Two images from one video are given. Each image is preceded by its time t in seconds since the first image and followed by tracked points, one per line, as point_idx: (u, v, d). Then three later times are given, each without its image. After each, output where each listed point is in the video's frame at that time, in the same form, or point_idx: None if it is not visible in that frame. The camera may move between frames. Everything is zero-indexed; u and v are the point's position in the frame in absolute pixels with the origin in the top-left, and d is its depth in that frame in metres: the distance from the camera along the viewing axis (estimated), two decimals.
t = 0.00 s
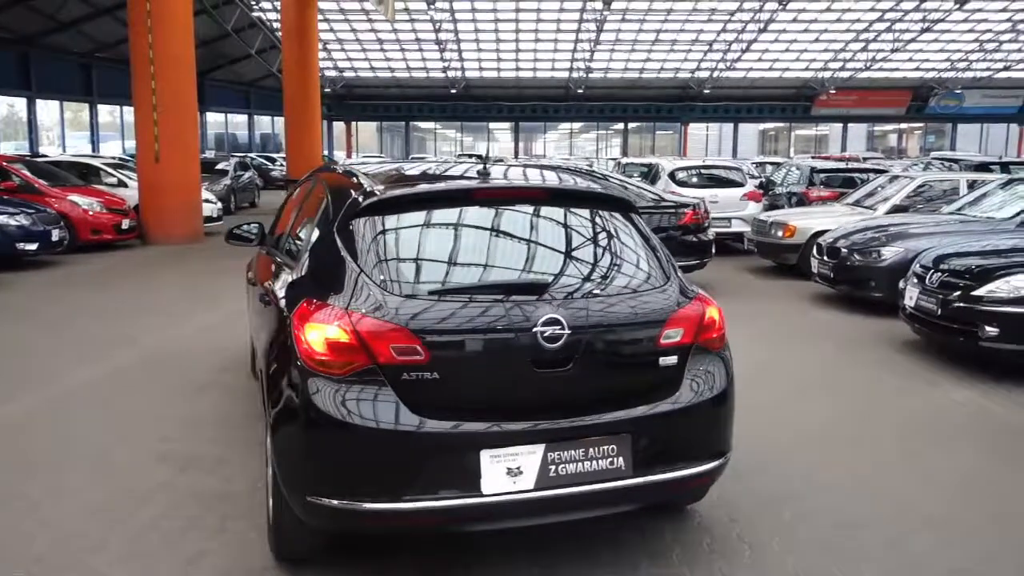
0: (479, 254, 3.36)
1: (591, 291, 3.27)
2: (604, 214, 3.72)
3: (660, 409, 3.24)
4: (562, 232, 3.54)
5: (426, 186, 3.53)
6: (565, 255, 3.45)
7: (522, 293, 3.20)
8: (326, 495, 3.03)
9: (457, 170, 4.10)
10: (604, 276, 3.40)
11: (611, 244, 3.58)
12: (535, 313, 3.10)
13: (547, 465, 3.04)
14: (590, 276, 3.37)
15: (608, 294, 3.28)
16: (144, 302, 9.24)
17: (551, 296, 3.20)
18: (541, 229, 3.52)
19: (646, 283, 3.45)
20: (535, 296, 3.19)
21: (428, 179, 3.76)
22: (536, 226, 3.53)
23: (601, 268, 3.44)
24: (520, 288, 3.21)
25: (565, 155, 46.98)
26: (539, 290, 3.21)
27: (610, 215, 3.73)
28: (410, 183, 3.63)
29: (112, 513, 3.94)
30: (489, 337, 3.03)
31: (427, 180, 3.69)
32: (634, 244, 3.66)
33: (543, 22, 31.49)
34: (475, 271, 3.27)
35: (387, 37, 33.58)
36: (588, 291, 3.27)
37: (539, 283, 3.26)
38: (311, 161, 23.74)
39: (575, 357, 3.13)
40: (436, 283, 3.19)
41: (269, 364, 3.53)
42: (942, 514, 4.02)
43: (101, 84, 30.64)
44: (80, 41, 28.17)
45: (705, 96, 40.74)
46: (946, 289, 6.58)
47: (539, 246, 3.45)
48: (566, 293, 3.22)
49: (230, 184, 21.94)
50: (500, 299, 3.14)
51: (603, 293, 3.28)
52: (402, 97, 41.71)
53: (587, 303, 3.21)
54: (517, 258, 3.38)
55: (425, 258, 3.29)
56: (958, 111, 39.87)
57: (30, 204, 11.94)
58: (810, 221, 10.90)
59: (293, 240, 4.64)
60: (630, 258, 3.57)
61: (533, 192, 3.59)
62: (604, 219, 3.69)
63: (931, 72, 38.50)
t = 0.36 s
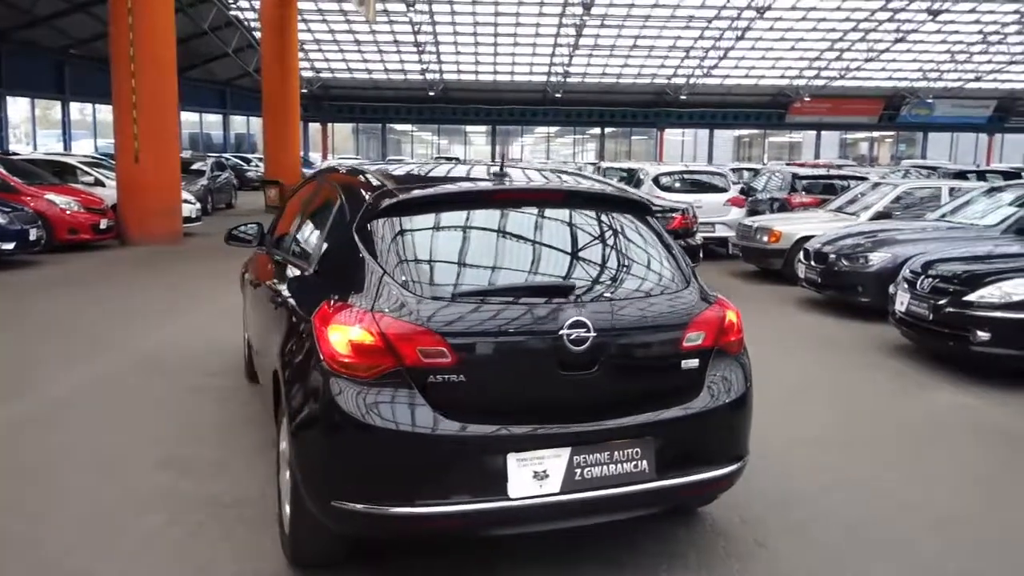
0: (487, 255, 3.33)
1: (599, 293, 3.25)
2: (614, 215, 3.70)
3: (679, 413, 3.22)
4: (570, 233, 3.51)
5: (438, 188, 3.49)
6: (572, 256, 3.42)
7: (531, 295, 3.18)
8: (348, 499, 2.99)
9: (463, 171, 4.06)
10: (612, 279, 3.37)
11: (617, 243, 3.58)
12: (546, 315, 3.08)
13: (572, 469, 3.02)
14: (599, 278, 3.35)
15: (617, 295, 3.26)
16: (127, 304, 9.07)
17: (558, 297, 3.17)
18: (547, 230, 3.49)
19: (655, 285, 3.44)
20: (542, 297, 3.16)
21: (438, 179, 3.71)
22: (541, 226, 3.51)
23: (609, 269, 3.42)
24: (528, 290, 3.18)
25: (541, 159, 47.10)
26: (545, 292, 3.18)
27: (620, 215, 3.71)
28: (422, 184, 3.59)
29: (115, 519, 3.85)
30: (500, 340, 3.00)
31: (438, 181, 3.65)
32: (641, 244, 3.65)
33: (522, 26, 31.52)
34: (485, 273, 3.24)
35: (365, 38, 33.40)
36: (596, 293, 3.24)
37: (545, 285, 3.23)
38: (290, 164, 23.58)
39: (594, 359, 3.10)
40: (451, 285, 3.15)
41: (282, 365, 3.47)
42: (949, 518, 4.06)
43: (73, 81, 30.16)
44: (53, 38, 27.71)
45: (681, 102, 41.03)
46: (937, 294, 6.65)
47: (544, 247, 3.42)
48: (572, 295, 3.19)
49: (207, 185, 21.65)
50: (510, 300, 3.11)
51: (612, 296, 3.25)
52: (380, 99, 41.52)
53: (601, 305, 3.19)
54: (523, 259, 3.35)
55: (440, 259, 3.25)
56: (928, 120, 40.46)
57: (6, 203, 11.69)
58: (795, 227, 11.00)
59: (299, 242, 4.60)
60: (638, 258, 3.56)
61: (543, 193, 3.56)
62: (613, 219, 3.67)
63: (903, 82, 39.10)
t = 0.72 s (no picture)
0: (483, 254, 3.32)
1: (594, 292, 3.26)
2: (609, 212, 3.71)
3: (685, 411, 3.26)
4: (563, 231, 3.52)
5: (438, 191, 3.48)
6: (564, 253, 3.43)
7: (528, 296, 3.18)
8: (362, 504, 2.98)
9: (458, 172, 4.05)
10: (608, 278, 3.38)
11: (611, 238, 3.60)
12: (545, 316, 3.09)
13: (587, 468, 3.04)
14: (594, 277, 3.35)
15: (613, 294, 3.28)
16: (99, 309, 8.90)
17: (554, 298, 3.18)
18: (541, 228, 3.49)
19: (650, 282, 3.46)
20: (537, 297, 3.16)
21: (437, 181, 3.70)
22: (533, 224, 3.50)
23: (603, 267, 3.43)
24: (526, 291, 3.18)
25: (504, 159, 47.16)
26: (540, 292, 3.18)
27: (617, 212, 3.73)
28: (422, 187, 3.58)
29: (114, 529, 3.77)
30: (499, 342, 3.00)
31: (437, 183, 3.63)
32: (633, 238, 3.67)
33: (485, 26, 31.52)
34: (483, 274, 3.24)
35: (327, 38, 33.11)
36: (591, 292, 3.26)
37: (540, 286, 3.23)
38: (255, 165, 23.32)
39: (598, 358, 3.12)
40: (453, 287, 3.14)
41: (287, 369, 3.43)
42: (940, 508, 4.17)
43: (27, 82, 29.46)
44: (6, 38, 27.06)
45: (643, 101, 41.36)
46: (913, 290, 6.78)
47: (537, 245, 3.42)
48: (567, 295, 3.19)
49: (170, 187, 21.26)
50: (509, 301, 3.12)
51: (606, 296, 3.25)
52: (342, 99, 41.19)
53: (601, 305, 3.20)
54: (518, 258, 3.36)
55: (442, 260, 3.24)
56: (885, 118, 41.16)
57: None
58: (766, 224, 11.16)
59: (289, 241, 4.61)
60: (631, 255, 3.58)
61: (539, 192, 3.56)
62: (607, 216, 3.69)
63: (859, 80, 39.86)
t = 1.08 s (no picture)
0: (473, 253, 3.33)
1: (581, 291, 3.27)
2: (597, 211, 3.74)
3: (679, 408, 3.30)
4: (550, 229, 3.53)
5: (431, 191, 3.48)
6: (551, 251, 3.45)
7: (518, 295, 3.19)
8: (363, 503, 2.98)
9: (447, 172, 4.05)
10: (597, 277, 3.40)
11: (597, 235, 3.62)
12: (535, 314, 3.11)
13: (588, 464, 3.07)
14: (583, 276, 3.37)
15: (601, 291, 3.30)
16: (69, 311, 8.75)
17: (544, 297, 3.19)
18: (528, 227, 3.50)
19: (638, 279, 3.49)
20: (527, 296, 3.18)
21: (429, 181, 3.69)
22: (520, 223, 3.51)
23: (590, 266, 3.46)
24: (516, 291, 3.20)
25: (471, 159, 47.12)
26: (529, 291, 3.20)
27: (604, 210, 3.76)
28: (415, 188, 3.58)
29: (104, 534, 3.72)
30: (491, 341, 3.00)
31: (430, 184, 3.63)
32: (619, 235, 3.70)
33: (453, 27, 31.48)
34: (475, 273, 3.24)
35: (293, 38, 32.82)
36: (580, 290, 3.28)
37: (528, 285, 3.25)
38: (222, 167, 23.05)
39: (593, 356, 3.14)
40: (448, 285, 3.15)
41: (282, 370, 3.41)
42: (921, 500, 4.28)
43: None
44: None
45: (610, 102, 41.64)
46: (886, 287, 6.92)
47: (525, 244, 3.43)
48: (554, 294, 3.21)
49: (134, 188, 20.93)
50: (501, 300, 3.13)
51: (595, 294, 3.27)
52: (308, 100, 40.85)
53: (597, 303, 3.23)
54: (507, 257, 3.37)
55: (434, 259, 3.25)
56: (846, 120, 41.84)
57: None
58: (737, 224, 11.32)
59: (275, 242, 4.60)
60: (618, 252, 3.60)
61: (527, 191, 3.58)
62: (594, 214, 3.71)
63: (821, 83, 40.52)
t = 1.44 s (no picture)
0: (470, 254, 3.36)
1: (577, 292, 3.32)
2: (590, 212, 3.78)
3: (678, 405, 3.37)
4: (544, 230, 3.57)
5: (432, 193, 3.52)
6: (540, 251, 3.50)
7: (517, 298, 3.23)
8: (372, 504, 3.01)
9: (443, 175, 4.08)
10: (587, 278, 3.44)
11: (585, 234, 3.67)
12: (532, 314, 3.15)
13: (593, 463, 3.13)
14: (572, 277, 3.41)
15: (596, 290, 3.35)
16: (42, 316, 8.61)
17: (537, 298, 3.24)
18: (521, 229, 3.55)
19: (630, 278, 3.54)
20: (522, 298, 3.22)
21: (427, 184, 3.73)
22: (510, 224, 3.55)
23: (583, 265, 3.50)
24: (513, 292, 3.24)
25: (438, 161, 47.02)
26: (526, 293, 3.24)
27: (596, 212, 3.80)
28: (417, 190, 3.61)
29: (101, 540, 3.69)
30: (489, 342, 3.03)
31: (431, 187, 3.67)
32: (607, 233, 3.75)
33: (422, 29, 31.42)
34: (473, 275, 3.28)
35: (259, 38, 32.49)
36: (574, 291, 3.32)
37: (524, 287, 3.28)
38: (189, 170, 22.87)
39: (593, 357, 3.19)
40: (451, 286, 3.18)
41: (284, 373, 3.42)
42: (906, 494, 4.41)
43: None
44: None
45: (578, 105, 41.88)
46: (862, 287, 7.08)
47: (516, 244, 3.47)
48: (549, 295, 3.25)
49: (99, 190, 20.59)
50: (501, 301, 3.17)
51: (588, 293, 3.32)
52: (273, 101, 40.46)
53: (598, 304, 3.29)
54: (500, 258, 3.40)
55: (437, 261, 3.28)
56: (808, 123, 42.57)
57: None
58: (710, 226, 11.48)
59: (267, 245, 4.58)
60: (607, 251, 3.65)
61: (523, 194, 3.61)
62: (586, 215, 3.76)
63: (785, 86, 41.15)
